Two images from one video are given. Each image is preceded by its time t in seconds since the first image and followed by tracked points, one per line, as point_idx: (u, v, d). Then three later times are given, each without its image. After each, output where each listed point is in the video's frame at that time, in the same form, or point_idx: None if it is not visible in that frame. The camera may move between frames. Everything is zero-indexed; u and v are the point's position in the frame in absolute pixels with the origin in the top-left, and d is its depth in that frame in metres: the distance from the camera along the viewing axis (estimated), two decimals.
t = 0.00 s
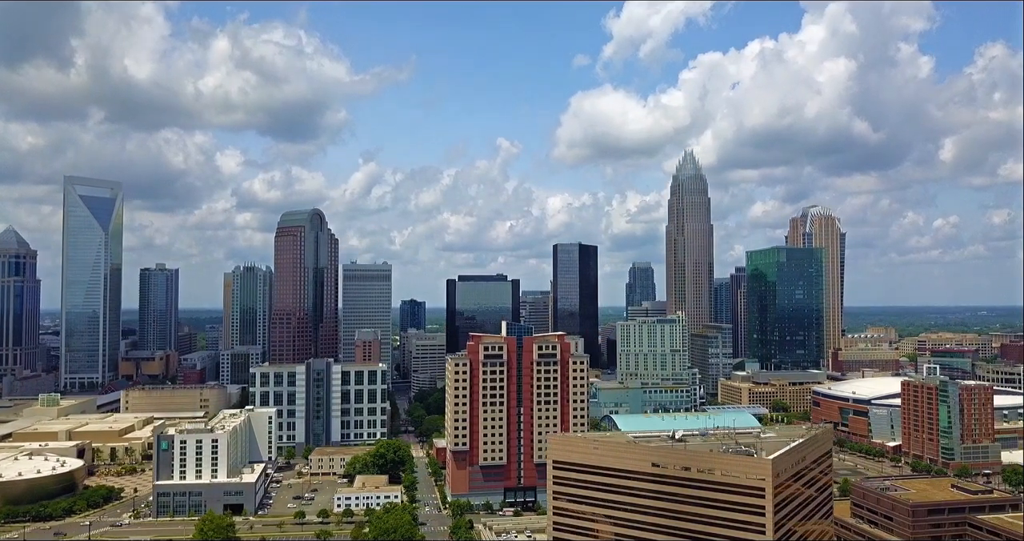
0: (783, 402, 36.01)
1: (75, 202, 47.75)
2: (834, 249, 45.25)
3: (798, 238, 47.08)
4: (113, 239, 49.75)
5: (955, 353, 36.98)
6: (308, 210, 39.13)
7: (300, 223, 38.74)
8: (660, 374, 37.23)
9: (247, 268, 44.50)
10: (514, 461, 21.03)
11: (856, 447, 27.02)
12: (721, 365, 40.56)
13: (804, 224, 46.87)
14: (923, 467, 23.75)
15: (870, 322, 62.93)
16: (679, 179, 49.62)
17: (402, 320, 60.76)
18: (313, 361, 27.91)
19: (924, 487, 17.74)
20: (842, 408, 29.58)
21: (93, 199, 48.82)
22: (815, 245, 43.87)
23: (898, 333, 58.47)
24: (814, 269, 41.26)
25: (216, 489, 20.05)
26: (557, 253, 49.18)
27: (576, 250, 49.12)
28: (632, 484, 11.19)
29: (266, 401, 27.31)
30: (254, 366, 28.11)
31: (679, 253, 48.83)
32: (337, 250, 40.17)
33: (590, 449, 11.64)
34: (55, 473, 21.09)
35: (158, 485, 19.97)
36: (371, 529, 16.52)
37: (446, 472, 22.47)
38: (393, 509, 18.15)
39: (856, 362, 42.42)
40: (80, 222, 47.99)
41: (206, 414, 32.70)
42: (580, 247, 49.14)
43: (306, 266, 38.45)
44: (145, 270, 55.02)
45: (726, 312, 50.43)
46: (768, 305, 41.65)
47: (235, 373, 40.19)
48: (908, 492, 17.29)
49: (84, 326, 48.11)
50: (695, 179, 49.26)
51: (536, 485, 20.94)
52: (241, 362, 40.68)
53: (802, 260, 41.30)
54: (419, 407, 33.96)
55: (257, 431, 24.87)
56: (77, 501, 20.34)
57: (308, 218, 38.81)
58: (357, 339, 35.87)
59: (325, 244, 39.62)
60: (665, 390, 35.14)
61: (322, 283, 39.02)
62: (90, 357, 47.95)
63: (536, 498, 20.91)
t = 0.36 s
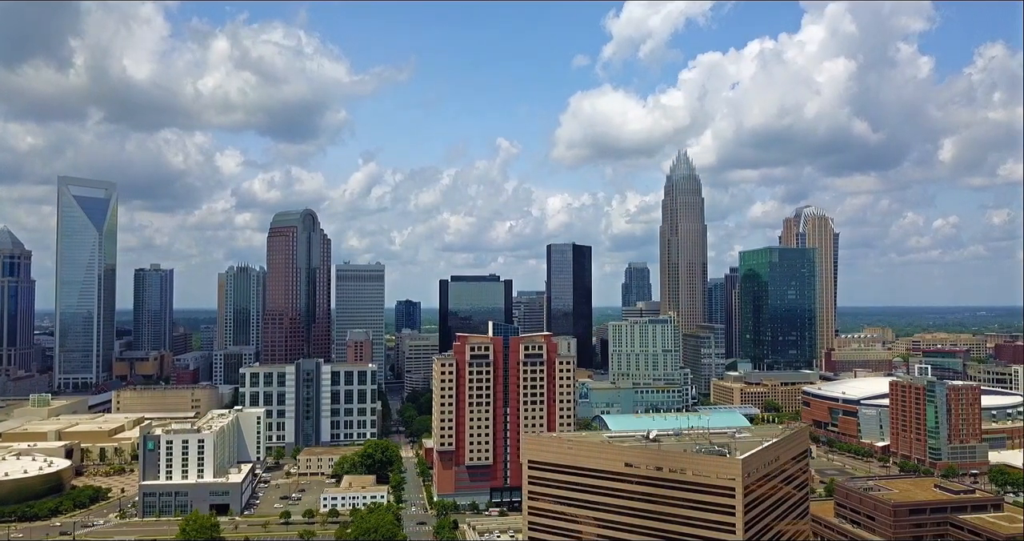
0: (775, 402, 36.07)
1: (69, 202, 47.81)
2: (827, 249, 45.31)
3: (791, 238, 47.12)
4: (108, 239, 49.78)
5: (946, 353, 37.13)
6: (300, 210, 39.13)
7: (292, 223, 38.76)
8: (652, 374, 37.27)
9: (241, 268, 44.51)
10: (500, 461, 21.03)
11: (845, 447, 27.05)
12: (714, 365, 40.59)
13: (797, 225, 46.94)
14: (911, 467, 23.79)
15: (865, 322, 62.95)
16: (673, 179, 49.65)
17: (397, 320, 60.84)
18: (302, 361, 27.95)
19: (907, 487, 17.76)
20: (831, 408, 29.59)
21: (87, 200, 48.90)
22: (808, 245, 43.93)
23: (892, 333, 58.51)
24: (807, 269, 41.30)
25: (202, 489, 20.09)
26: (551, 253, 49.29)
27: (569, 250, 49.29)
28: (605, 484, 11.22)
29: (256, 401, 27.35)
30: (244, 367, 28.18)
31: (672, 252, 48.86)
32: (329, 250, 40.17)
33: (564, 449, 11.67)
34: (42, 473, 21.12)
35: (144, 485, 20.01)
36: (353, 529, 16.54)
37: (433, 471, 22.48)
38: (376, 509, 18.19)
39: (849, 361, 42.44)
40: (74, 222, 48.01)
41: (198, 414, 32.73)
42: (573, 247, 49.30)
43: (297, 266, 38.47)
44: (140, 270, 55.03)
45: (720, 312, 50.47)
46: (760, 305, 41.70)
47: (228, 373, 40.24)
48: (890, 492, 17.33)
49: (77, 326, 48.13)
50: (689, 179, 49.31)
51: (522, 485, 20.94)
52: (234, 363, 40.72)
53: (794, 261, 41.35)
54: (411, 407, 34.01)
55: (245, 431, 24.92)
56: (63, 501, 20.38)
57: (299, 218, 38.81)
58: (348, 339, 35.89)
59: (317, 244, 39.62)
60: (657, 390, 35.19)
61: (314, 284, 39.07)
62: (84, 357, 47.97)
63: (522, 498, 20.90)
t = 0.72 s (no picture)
0: (768, 402, 36.14)
1: (64, 203, 47.33)
2: (821, 250, 45.38)
3: (785, 238, 47.11)
4: (102, 239, 49.73)
5: (938, 353, 37.19)
6: (293, 211, 39.12)
7: (285, 224, 38.75)
8: (644, 374, 37.30)
9: (235, 268, 44.55)
10: (487, 461, 21.05)
11: (834, 446, 27.08)
12: (707, 365, 40.62)
13: (791, 225, 46.98)
14: (898, 467, 23.82)
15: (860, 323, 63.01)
16: (668, 179, 49.64)
17: (392, 319, 60.92)
18: (292, 361, 27.98)
19: (891, 487, 17.79)
20: (822, 408, 29.62)
21: (81, 200, 48.58)
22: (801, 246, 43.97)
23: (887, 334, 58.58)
24: (799, 269, 41.33)
25: (189, 488, 20.12)
26: (545, 253, 49.31)
27: (563, 250, 49.35)
28: (582, 484, 11.23)
29: (246, 402, 27.38)
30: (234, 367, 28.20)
31: (667, 253, 48.90)
32: (322, 250, 40.19)
33: (541, 449, 11.67)
34: (30, 473, 21.15)
35: (131, 485, 20.04)
36: (337, 529, 16.52)
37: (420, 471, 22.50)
38: (361, 509, 18.18)
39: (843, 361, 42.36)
40: (68, 222, 47.72)
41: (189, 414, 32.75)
42: (568, 247, 49.33)
43: (290, 266, 38.50)
44: (135, 270, 55.05)
45: (714, 312, 50.50)
46: (753, 305, 41.74)
47: (221, 373, 40.30)
48: (873, 492, 17.37)
49: (72, 326, 48.19)
50: (683, 180, 49.35)
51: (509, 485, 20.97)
52: (227, 363, 40.77)
53: (787, 261, 41.39)
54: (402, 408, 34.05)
55: (235, 431, 24.95)
56: (51, 501, 20.40)
57: (292, 218, 38.79)
58: (341, 339, 35.93)
59: (311, 244, 39.62)
60: (648, 390, 35.24)
61: (307, 284, 39.12)
62: (79, 357, 48.05)
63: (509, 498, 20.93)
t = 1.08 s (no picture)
0: (760, 403, 36.18)
1: (59, 202, 47.75)
2: (815, 250, 45.44)
3: (778, 239, 47.18)
4: (97, 241, 49.66)
5: (930, 353, 37.25)
6: (286, 211, 39.11)
7: (278, 224, 38.73)
8: (637, 374, 37.32)
9: (229, 269, 44.54)
10: (474, 461, 21.05)
11: (824, 447, 27.12)
12: (700, 365, 40.66)
13: (785, 226, 47.04)
14: (887, 467, 23.84)
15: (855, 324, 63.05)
16: (662, 179, 49.70)
17: (388, 319, 60.94)
18: (283, 362, 27.96)
19: (875, 487, 17.83)
20: (812, 408, 29.64)
21: (76, 200, 48.91)
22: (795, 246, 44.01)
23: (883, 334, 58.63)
24: (792, 269, 41.37)
25: (176, 489, 20.14)
26: (540, 254, 49.34)
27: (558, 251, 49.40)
28: (558, 484, 11.24)
29: (236, 402, 27.41)
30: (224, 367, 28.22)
31: (661, 253, 48.93)
32: (315, 250, 40.19)
33: (517, 449, 11.69)
34: (18, 474, 21.17)
35: (118, 485, 20.07)
36: (321, 529, 16.54)
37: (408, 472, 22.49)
38: (346, 509, 18.18)
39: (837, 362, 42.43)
40: (63, 222, 47.89)
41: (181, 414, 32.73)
42: (562, 248, 49.39)
43: (283, 266, 38.51)
44: (130, 270, 55.00)
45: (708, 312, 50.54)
46: (746, 305, 41.76)
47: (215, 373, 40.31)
48: (857, 492, 17.41)
49: (66, 327, 48.14)
50: (678, 180, 49.39)
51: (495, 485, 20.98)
52: (221, 363, 40.78)
53: (779, 261, 41.45)
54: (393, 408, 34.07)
55: (224, 431, 24.98)
56: (38, 501, 20.42)
57: (285, 218, 38.79)
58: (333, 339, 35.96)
59: (304, 244, 39.62)
60: (640, 390, 35.27)
61: (300, 284, 39.14)
62: (73, 358, 48.01)
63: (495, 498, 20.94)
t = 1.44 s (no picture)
0: (752, 403, 36.30)
1: (53, 203, 47.84)
2: (808, 250, 45.49)
3: (772, 239, 47.25)
4: (91, 242, 49.67)
5: (922, 353, 37.32)
6: (278, 211, 39.14)
7: (271, 224, 38.76)
8: (629, 374, 37.38)
9: (223, 270, 44.62)
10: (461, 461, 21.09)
11: (813, 447, 27.14)
12: (693, 365, 40.71)
13: (779, 226, 47.11)
14: (875, 467, 23.86)
15: (851, 324, 63.06)
16: (656, 180, 49.76)
17: (383, 320, 61.01)
18: (273, 362, 27.99)
19: (859, 487, 17.87)
20: (802, 409, 29.67)
21: (70, 201, 48.97)
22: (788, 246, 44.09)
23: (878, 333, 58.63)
24: (785, 269, 41.42)
25: (163, 489, 20.17)
26: (534, 255, 49.40)
27: (552, 251, 49.47)
28: (535, 484, 11.25)
29: (226, 403, 27.44)
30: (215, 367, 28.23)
31: (655, 253, 48.98)
32: (308, 251, 40.23)
33: (494, 449, 11.70)
34: (5, 474, 21.19)
35: (105, 485, 20.09)
36: (304, 529, 16.55)
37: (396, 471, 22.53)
38: (331, 509, 18.18)
39: (830, 362, 42.43)
40: (57, 222, 47.95)
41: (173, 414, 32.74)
42: (556, 248, 49.45)
43: (276, 267, 38.55)
44: (124, 271, 54.98)
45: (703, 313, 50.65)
46: (739, 306, 41.81)
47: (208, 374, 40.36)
48: (841, 492, 17.44)
49: (61, 328, 48.15)
50: (672, 180, 49.43)
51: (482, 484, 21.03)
52: (214, 364, 40.84)
53: (772, 262, 41.50)
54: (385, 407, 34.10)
55: (213, 431, 25.00)
56: (25, 501, 20.44)
57: (278, 219, 38.83)
58: (325, 340, 36.02)
59: (296, 245, 39.66)
60: (632, 390, 35.30)
61: (293, 284, 39.20)
62: (67, 359, 48.01)
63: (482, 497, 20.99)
